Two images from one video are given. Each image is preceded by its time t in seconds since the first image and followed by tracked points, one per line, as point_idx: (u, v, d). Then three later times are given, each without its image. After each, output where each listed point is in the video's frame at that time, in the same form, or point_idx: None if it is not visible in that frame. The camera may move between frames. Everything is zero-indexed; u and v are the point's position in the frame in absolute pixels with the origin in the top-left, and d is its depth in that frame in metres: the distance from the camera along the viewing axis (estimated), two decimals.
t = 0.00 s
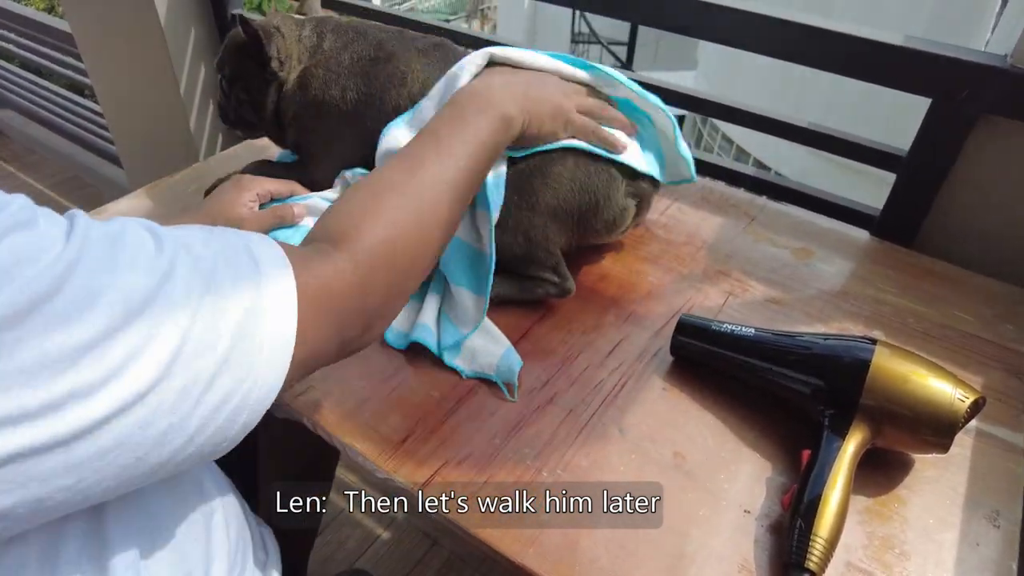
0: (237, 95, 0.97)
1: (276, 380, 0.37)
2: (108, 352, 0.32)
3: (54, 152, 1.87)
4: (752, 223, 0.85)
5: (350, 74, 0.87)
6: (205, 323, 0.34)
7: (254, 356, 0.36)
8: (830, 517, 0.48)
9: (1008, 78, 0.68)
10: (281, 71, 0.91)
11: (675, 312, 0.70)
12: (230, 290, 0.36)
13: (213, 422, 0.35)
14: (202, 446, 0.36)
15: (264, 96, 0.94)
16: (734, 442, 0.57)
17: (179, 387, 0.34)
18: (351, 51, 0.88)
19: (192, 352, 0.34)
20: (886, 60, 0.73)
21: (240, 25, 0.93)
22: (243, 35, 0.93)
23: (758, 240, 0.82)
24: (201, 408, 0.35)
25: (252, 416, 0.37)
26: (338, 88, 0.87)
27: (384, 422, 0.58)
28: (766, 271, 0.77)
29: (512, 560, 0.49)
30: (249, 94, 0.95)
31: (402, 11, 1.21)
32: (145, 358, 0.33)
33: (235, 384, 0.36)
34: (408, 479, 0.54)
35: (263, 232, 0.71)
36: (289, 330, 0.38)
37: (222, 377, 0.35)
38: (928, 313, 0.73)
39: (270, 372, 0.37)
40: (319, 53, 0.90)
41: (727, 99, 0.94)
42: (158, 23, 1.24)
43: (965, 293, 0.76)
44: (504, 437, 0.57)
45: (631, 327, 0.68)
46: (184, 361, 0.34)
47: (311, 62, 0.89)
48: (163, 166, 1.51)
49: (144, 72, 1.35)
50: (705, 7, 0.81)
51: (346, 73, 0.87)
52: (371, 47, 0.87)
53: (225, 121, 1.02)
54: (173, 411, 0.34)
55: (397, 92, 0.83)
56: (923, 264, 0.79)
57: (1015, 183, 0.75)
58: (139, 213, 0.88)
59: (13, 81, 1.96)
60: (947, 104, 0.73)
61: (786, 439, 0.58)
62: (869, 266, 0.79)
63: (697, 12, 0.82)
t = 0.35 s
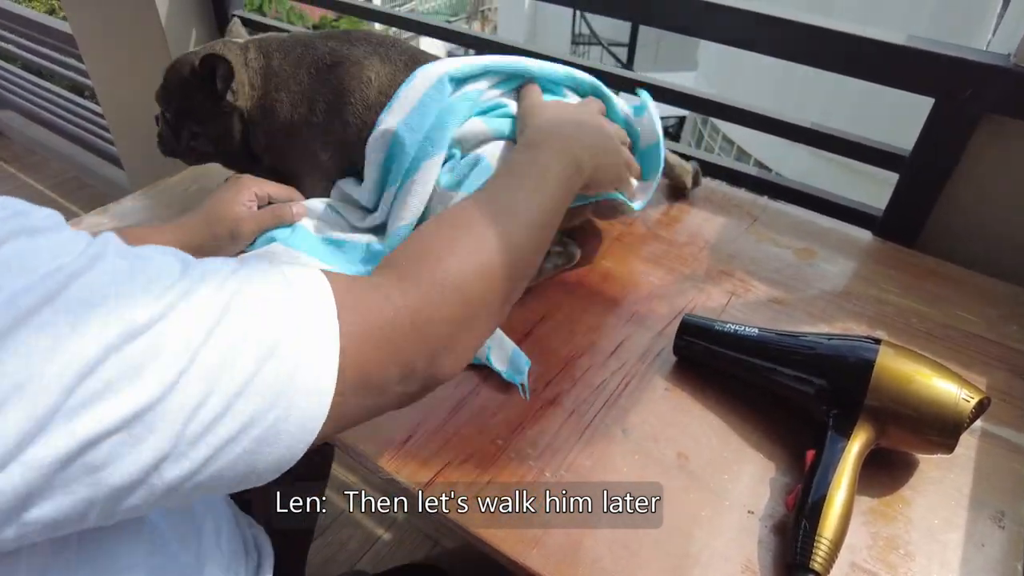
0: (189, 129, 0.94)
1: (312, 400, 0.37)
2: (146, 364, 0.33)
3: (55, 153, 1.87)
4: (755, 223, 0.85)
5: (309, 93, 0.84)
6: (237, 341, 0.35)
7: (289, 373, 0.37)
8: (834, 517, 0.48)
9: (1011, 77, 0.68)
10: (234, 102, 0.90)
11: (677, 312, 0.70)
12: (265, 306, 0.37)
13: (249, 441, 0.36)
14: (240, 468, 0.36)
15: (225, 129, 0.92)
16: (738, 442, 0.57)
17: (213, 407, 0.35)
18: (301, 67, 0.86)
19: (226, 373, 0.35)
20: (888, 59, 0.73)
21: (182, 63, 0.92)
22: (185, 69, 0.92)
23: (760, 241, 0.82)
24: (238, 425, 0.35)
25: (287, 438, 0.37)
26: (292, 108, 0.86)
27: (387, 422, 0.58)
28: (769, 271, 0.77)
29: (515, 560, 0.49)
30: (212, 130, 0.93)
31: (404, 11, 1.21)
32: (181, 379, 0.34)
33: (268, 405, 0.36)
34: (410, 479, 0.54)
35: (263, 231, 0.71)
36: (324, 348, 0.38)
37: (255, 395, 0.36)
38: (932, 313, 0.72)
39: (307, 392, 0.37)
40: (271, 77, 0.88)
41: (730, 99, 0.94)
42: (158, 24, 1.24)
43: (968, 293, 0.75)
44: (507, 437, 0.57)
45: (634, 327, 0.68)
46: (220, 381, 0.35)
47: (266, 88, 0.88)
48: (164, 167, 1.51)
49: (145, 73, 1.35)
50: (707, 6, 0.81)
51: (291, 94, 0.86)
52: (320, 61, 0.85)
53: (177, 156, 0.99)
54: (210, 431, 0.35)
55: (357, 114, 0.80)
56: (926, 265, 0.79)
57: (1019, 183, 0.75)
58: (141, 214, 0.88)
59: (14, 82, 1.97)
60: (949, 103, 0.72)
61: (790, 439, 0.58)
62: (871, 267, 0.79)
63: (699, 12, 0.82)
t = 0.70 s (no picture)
0: (190, 119, 0.97)
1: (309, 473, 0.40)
2: (176, 397, 0.35)
3: (56, 153, 1.88)
4: (755, 224, 0.85)
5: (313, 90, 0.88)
6: (258, 396, 0.38)
7: (292, 451, 0.39)
8: (833, 517, 0.48)
9: (1010, 79, 0.68)
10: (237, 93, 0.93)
11: (678, 313, 0.70)
12: (285, 383, 0.39)
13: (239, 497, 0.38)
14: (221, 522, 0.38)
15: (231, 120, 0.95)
16: (739, 442, 0.58)
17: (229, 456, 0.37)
18: (299, 64, 0.91)
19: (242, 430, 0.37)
20: (887, 61, 0.73)
21: (183, 54, 0.94)
22: (188, 59, 0.93)
23: (760, 242, 0.82)
24: (242, 479, 0.37)
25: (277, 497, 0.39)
26: (293, 105, 0.90)
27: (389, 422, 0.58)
28: (769, 271, 0.77)
29: (516, 560, 0.49)
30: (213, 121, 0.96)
31: (404, 13, 1.21)
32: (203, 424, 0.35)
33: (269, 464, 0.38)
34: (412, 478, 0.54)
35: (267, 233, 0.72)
36: (328, 412, 0.41)
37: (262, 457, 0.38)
38: (931, 314, 0.73)
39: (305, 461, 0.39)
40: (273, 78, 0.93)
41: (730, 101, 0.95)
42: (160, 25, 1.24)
43: (967, 293, 0.76)
44: (508, 437, 0.57)
45: (634, 327, 0.68)
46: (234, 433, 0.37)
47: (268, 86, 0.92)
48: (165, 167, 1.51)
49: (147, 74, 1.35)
50: (707, 8, 0.81)
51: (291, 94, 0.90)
52: (318, 60, 0.90)
53: (172, 149, 1.01)
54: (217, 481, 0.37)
55: (339, 109, 0.84)
56: (926, 265, 0.79)
57: (1018, 184, 0.75)
58: (143, 214, 0.88)
59: (15, 83, 1.97)
60: (949, 104, 0.73)
61: (790, 438, 0.58)
62: (871, 267, 0.79)
63: (699, 13, 0.82)
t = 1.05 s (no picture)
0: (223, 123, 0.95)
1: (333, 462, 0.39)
2: (205, 367, 0.34)
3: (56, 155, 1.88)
4: (755, 225, 0.85)
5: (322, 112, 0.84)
6: (285, 374, 0.37)
7: (320, 426, 0.38)
8: (835, 517, 0.48)
9: (1010, 80, 0.69)
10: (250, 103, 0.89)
11: (679, 314, 0.70)
12: (317, 364, 0.39)
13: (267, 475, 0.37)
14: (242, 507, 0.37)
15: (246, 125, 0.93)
16: (740, 443, 0.58)
17: (255, 425, 0.36)
18: (311, 70, 0.85)
19: (264, 412, 0.36)
20: (888, 63, 0.73)
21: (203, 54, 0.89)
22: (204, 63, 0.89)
23: (761, 243, 0.82)
24: (263, 462, 0.37)
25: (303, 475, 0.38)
26: (304, 110, 0.85)
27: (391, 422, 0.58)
28: (770, 272, 0.77)
29: (518, 560, 0.49)
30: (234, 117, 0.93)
31: (405, 14, 1.21)
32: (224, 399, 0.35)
33: (297, 437, 0.37)
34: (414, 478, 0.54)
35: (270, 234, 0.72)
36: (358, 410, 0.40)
37: (287, 429, 0.37)
38: (931, 314, 0.73)
39: (328, 443, 0.38)
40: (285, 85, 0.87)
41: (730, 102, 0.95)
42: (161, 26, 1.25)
43: (967, 294, 0.76)
44: (510, 437, 0.57)
45: (636, 328, 0.68)
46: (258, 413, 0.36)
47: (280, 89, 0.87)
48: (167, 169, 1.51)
49: (150, 76, 1.35)
50: (708, 9, 0.81)
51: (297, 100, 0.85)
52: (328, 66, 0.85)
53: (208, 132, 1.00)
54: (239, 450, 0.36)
55: (353, 124, 0.82)
56: (927, 267, 0.80)
57: (1018, 185, 0.76)
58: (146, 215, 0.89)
59: (16, 85, 1.97)
60: (950, 106, 0.73)
61: (792, 438, 0.58)
62: (872, 269, 0.79)
63: (700, 15, 0.82)
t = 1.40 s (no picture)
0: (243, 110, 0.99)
1: (354, 433, 0.36)
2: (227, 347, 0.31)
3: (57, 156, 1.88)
4: (756, 226, 0.85)
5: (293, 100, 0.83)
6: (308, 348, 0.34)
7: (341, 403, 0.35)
8: (836, 519, 0.48)
9: (1012, 80, 0.68)
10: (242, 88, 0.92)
11: (679, 315, 0.70)
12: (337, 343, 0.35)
13: (283, 456, 0.34)
14: (257, 483, 0.34)
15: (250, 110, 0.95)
16: (741, 444, 0.57)
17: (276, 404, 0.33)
18: (293, 64, 0.85)
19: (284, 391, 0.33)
20: (889, 63, 0.73)
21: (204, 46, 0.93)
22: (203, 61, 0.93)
23: (762, 244, 0.82)
24: (279, 442, 0.34)
25: (320, 461, 0.35)
26: (282, 99, 0.85)
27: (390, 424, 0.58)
28: (771, 273, 0.77)
29: (517, 562, 0.49)
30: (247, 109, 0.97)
31: (405, 14, 1.21)
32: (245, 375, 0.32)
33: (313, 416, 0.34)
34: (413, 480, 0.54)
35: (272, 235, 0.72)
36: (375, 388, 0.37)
37: (308, 412, 0.34)
38: (933, 316, 0.72)
39: (348, 431, 0.36)
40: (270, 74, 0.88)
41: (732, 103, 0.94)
42: (162, 26, 1.24)
43: (969, 296, 0.76)
44: (509, 439, 0.57)
45: (636, 329, 0.68)
46: (281, 391, 0.33)
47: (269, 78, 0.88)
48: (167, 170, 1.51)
49: (150, 76, 1.35)
50: (709, 9, 0.81)
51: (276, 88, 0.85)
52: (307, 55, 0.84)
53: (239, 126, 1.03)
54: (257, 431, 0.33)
55: (326, 114, 0.81)
56: (929, 268, 0.79)
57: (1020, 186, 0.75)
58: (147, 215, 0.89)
59: (18, 86, 1.98)
60: (951, 106, 0.72)
61: (793, 440, 0.58)
62: (873, 270, 0.79)
63: (701, 15, 0.82)
